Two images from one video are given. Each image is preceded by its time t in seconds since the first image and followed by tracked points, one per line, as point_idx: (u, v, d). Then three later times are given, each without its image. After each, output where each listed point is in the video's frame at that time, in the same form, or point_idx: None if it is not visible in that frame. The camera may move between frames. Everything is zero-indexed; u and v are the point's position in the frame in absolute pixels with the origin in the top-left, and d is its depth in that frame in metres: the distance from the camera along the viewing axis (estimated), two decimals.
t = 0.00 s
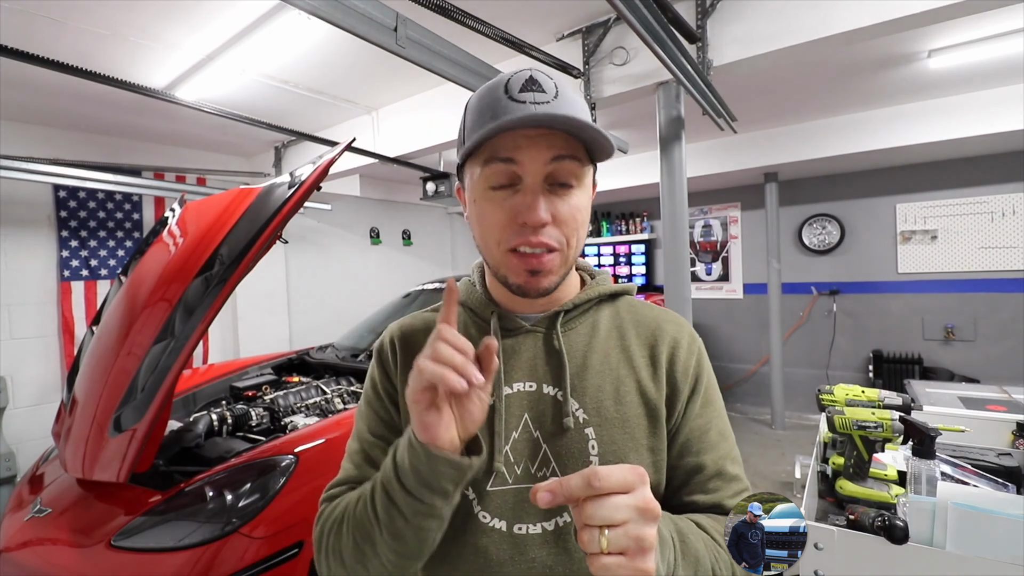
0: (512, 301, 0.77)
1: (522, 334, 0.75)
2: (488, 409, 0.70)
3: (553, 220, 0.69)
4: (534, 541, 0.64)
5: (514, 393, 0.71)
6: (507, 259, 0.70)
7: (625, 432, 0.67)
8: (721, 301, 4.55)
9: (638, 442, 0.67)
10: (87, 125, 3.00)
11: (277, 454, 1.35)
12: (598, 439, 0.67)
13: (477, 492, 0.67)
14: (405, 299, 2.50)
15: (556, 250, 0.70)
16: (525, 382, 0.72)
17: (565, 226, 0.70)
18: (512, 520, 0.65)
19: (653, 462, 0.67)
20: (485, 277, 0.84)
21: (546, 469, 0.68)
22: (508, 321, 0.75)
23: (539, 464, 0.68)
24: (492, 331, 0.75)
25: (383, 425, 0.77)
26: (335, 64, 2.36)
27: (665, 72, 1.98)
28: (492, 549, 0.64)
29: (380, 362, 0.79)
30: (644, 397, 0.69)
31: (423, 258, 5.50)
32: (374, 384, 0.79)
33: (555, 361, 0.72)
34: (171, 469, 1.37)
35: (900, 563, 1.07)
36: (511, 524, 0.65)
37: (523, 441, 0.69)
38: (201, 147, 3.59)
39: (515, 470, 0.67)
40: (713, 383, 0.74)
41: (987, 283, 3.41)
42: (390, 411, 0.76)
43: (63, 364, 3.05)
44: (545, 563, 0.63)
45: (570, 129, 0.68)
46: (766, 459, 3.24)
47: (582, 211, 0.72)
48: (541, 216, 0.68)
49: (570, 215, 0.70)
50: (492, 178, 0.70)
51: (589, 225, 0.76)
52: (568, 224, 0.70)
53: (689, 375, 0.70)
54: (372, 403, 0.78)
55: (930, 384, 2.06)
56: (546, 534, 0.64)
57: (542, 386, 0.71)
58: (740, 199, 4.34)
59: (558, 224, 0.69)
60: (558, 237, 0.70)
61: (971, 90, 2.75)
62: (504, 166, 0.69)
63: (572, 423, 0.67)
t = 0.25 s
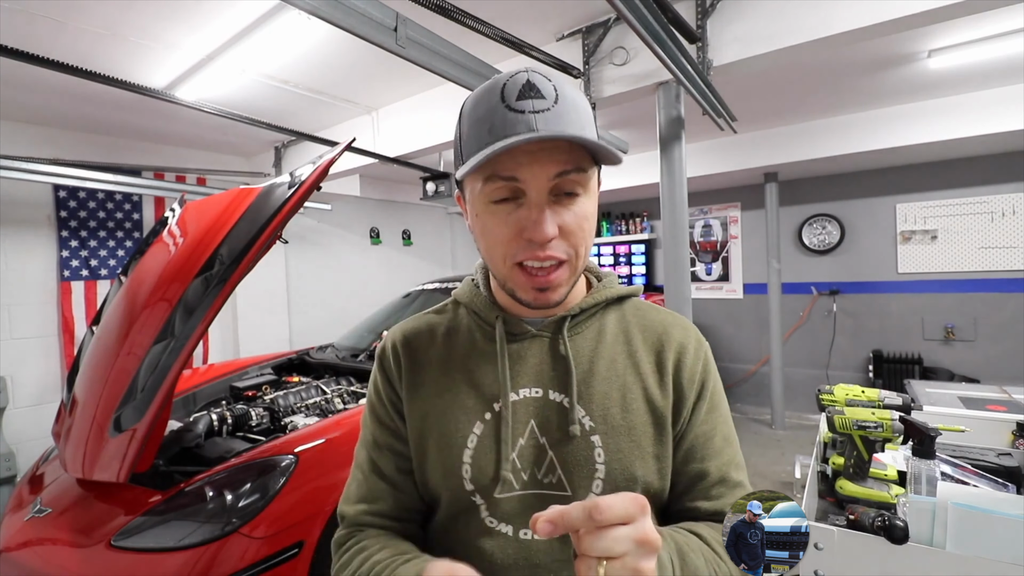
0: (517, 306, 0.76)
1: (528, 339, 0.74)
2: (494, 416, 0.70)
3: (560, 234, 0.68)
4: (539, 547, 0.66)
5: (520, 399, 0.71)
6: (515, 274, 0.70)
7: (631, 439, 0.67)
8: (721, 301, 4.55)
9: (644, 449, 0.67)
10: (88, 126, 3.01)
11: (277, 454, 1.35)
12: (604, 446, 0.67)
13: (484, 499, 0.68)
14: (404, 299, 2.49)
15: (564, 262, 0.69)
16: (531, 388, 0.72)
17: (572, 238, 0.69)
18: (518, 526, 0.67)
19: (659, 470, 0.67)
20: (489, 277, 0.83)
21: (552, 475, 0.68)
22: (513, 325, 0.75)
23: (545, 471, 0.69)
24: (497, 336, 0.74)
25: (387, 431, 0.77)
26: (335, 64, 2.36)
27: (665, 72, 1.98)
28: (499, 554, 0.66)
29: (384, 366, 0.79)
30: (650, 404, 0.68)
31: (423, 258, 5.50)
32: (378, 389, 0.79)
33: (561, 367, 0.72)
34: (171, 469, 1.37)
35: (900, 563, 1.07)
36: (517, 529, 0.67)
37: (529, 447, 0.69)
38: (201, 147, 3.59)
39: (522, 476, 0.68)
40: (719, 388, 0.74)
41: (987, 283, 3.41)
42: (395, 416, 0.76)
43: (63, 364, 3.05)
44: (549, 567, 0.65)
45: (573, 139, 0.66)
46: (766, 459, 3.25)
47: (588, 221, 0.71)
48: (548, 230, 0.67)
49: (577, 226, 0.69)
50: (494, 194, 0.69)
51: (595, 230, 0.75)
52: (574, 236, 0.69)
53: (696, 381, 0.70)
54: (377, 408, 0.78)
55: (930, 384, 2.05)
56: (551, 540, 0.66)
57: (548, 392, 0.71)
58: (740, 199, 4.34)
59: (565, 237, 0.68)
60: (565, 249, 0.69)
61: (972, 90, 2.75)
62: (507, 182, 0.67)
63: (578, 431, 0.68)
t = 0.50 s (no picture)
0: (522, 302, 0.77)
1: (530, 337, 0.75)
2: (496, 413, 0.70)
3: (559, 206, 0.69)
4: (540, 546, 0.66)
5: (523, 396, 0.71)
6: (516, 251, 0.70)
7: (634, 437, 0.67)
8: (721, 301, 4.55)
9: (647, 447, 0.67)
10: (88, 126, 3.01)
11: (277, 454, 1.36)
12: (607, 444, 0.67)
13: (486, 497, 0.67)
14: (404, 299, 2.49)
15: (565, 235, 0.69)
16: (534, 386, 0.72)
17: (571, 210, 0.69)
18: (519, 524, 0.67)
19: (661, 468, 0.67)
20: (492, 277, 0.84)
21: (554, 473, 0.68)
22: (515, 323, 0.75)
23: (547, 469, 0.68)
24: (500, 334, 0.75)
25: (389, 427, 0.77)
26: (335, 63, 2.36)
27: (664, 72, 1.98)
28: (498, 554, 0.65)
29: (386, 363, 0.79)
30: (653, 401, 0.69)
31: (424, 258, 5.50)
32: (381, 385, 0.79)
33: (564, 365, 0.73)
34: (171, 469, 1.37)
35: (900, 563, 1.07)
36: (518, 528, 0.67)
37: (531, 444, 0.69)
38: (201, 147, 3.59)
39: (524, 474, 0.68)
40: (722, 387, 0.74)
41: (987, 283, 3.41)
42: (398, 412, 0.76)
43: (63, 364, 3.05)
44: (549, 568, 0.65)
45: (565, 111, 0.70)
46: (766, 459, 3.24)
47: (587, 196, 0.72)
48: (546, 200, 0.68)
49: (575, 199, 0.70)
50: (493, 172, 0.71)
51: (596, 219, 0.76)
52: (574, 208, 0.70)
53: (699, 379, 0.70)
54: (377, 405, 0.78)
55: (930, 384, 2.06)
56: (551, 540, 0.66)
57: (551, 389, 0.71)
58: (740, 199, 4.34)
59: (564, 209, 0.69)
60: (565, 221, 0.69)
61: (972, 90, 2.75)
62: (504, 157, 0.70)
63: (581, 428, 0.68)
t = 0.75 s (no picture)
0: (515, 299, 0.77)
1: (525, 333, 0.75)
2: (490, 407, 0.71)
3: (543, 197, 0.69)
4: (533, 542, 0.64)
5: (516, 391, 0.72)
6: (501, 241, 0.71)
7: (628, 431, 0.67)
8: (721, 301, 4.55)
9: (641, 442, 0.67)
10: (88, 125, 3.00)
11: (277, 454, 1.36)
12: (600, 438, 0.67)
13: (477, 492, 0.67)
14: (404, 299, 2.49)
15: (548, 226, 0.69)
16: (528, 381, 0.73)
17: (556, 202, 0.70)
18: (512, 520, 0.65)
19: (655, 463, 0.67)
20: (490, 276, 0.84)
21: (547, 468, 0.68)
22: (511, 319, 0.76)
23: (540, 463, 0.68)
24: (495, 330, 0.75)
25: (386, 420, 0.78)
26: (335, 63, 2.36)
27: (665, 72, 1.98)
28: (491, 551, 0.64)
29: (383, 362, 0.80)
30: (647, 395, 0.69)
31: (424, 258, 5.50)
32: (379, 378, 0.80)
33: (558, 360, 0.73)
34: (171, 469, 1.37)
35: (900, 563, 1.07)
36: (511, 525, 0.65)
37: (525, 439, 0.69)
38: (201, 147, 3.59)
39: (517, 469, 0.68)
40: (718, 385, 0.74)
41: (987, 283, 3.41)
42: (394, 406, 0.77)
43: (63, 364, 3.05)
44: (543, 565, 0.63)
45: (552, 109, 0.72)
46: (766, 459, 3.24)
47: (575, 190, 0.72)
48: (530, 190, 0.68)
49: (561, 191, 0.70)
50: (484, 163, 0.73)
51: (587, 217, 0.76)
52: (559, 201, 0.70)
53: (694, 375, 0.70)
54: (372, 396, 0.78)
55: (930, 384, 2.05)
56: (545, 535, 0.65)
57: (545, 385, 0.72)
58: (740, 199, 4.34)
59: (549, 200, 0.69)
60: (549, 213, 0.69)
61: (972, 90, 2.75)
62: (494, 149, 0.72)
63: (574, 422, 0.68)
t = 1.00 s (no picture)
0: (507, 299, 0.78)
1: (516, 333, 0.76)
2: (480, 407, 0.71)
3: (532, 199, 0.70)
4: (523, 541, 0.64)
5: (507, 391, 0.72)
6: (490, 242, 0.71)
7: (618, 430, 0.67)
8: (721, 301, 4.55)
9: (631, 442, 0.67)
10: (87, 125, 3.00)
11: (277, 454, 1.36)
12: (590, 437, 0.67)
13: (466, 491, 0.67)
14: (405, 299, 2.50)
15: (537, 228, 0.70)
16: (519, 380, 0.73)
17: (545, 204, 0.70)
18: (502, 520, 0.65)
19: (645, 463, 0.67)
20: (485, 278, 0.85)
21: (537, 467, 0.68)
22: (503, 319, 0.76)
23: (530, 463, 0.68)
24: (487, 330, 0.76)
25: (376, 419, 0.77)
26: (335, 63, 2.36)
27: (665, 72, 1.98)
28: (481, 550, 0.64)
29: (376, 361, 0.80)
30: (638, 395, 0.69)
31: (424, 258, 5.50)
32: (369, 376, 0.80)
33: (549, 359, 0.73)
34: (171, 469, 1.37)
35: (900, 563, 1.07)
36: (501, 524, 0.65)
37: (515, 439, 0.69)
38: (201, 147, 3.59)
39: (507, 469, 0.68)
40: (710, 384, 0.74)
41: (987, 283, 3.41)
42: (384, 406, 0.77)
43: (63, 364, 3.05)
44: (533, 565, 0.64)
45: (541, 111, 0.71)
46: (766, 459, 3.24)
47: (565, 192, 0.72)
48: (518, 192, 0.69)
49: (550, 193, 0.70)
50: (475, 163, 0.73)
51: (577, 220, 0.76)
52: (548, 203, 0.70)
53: (686, 375, 0.70)
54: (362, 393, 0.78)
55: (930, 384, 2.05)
56: (535, 535, 0.65)
57: (536, 384, 0.72)
58: (740, 199, 4.34)
59: (537, 202, 0.69)
60: (538, 214, 0.70)
61: (972, 90, 2.75)
62: (485, 150, 0.72)
63: (564, 421, 0.68)
